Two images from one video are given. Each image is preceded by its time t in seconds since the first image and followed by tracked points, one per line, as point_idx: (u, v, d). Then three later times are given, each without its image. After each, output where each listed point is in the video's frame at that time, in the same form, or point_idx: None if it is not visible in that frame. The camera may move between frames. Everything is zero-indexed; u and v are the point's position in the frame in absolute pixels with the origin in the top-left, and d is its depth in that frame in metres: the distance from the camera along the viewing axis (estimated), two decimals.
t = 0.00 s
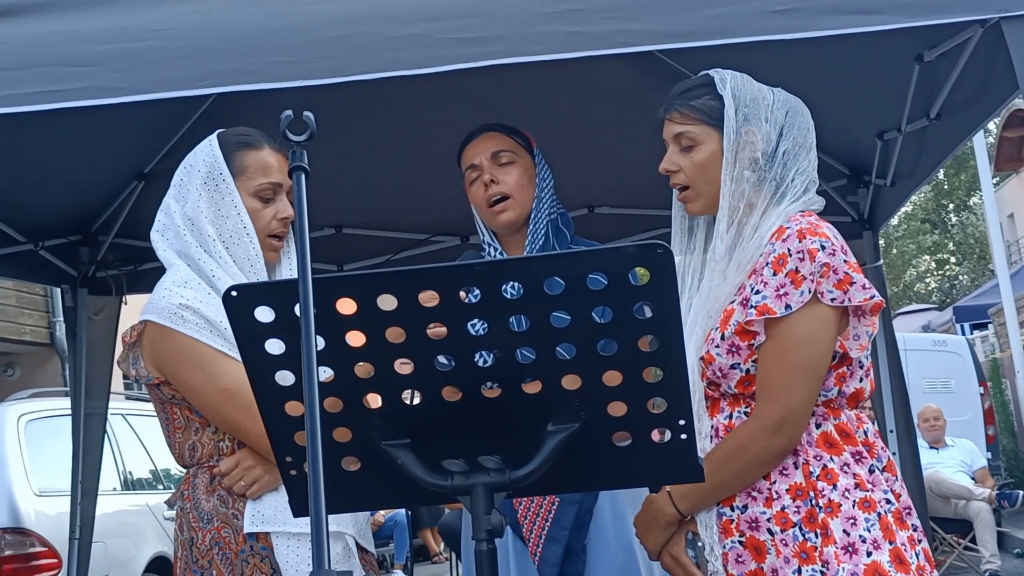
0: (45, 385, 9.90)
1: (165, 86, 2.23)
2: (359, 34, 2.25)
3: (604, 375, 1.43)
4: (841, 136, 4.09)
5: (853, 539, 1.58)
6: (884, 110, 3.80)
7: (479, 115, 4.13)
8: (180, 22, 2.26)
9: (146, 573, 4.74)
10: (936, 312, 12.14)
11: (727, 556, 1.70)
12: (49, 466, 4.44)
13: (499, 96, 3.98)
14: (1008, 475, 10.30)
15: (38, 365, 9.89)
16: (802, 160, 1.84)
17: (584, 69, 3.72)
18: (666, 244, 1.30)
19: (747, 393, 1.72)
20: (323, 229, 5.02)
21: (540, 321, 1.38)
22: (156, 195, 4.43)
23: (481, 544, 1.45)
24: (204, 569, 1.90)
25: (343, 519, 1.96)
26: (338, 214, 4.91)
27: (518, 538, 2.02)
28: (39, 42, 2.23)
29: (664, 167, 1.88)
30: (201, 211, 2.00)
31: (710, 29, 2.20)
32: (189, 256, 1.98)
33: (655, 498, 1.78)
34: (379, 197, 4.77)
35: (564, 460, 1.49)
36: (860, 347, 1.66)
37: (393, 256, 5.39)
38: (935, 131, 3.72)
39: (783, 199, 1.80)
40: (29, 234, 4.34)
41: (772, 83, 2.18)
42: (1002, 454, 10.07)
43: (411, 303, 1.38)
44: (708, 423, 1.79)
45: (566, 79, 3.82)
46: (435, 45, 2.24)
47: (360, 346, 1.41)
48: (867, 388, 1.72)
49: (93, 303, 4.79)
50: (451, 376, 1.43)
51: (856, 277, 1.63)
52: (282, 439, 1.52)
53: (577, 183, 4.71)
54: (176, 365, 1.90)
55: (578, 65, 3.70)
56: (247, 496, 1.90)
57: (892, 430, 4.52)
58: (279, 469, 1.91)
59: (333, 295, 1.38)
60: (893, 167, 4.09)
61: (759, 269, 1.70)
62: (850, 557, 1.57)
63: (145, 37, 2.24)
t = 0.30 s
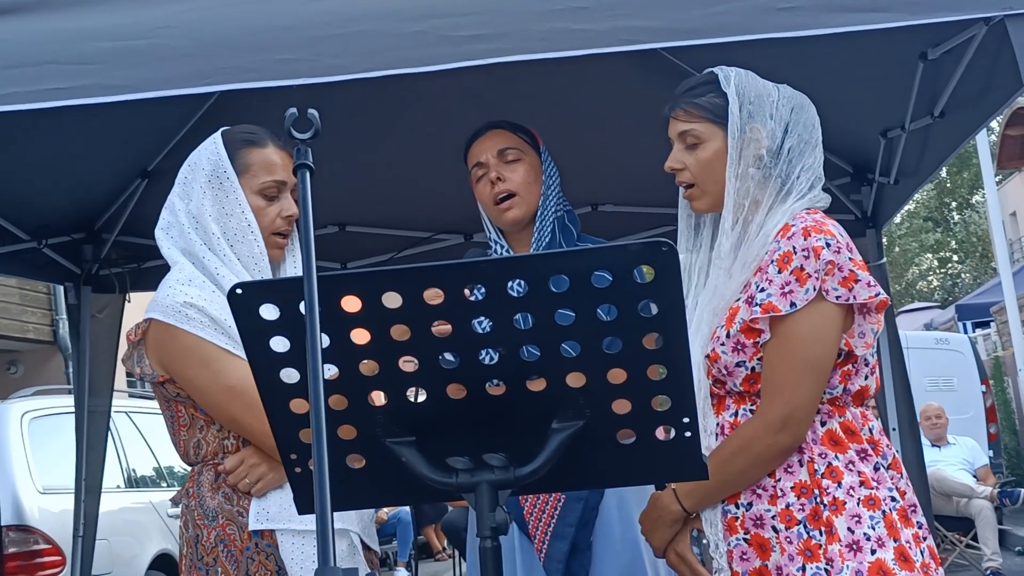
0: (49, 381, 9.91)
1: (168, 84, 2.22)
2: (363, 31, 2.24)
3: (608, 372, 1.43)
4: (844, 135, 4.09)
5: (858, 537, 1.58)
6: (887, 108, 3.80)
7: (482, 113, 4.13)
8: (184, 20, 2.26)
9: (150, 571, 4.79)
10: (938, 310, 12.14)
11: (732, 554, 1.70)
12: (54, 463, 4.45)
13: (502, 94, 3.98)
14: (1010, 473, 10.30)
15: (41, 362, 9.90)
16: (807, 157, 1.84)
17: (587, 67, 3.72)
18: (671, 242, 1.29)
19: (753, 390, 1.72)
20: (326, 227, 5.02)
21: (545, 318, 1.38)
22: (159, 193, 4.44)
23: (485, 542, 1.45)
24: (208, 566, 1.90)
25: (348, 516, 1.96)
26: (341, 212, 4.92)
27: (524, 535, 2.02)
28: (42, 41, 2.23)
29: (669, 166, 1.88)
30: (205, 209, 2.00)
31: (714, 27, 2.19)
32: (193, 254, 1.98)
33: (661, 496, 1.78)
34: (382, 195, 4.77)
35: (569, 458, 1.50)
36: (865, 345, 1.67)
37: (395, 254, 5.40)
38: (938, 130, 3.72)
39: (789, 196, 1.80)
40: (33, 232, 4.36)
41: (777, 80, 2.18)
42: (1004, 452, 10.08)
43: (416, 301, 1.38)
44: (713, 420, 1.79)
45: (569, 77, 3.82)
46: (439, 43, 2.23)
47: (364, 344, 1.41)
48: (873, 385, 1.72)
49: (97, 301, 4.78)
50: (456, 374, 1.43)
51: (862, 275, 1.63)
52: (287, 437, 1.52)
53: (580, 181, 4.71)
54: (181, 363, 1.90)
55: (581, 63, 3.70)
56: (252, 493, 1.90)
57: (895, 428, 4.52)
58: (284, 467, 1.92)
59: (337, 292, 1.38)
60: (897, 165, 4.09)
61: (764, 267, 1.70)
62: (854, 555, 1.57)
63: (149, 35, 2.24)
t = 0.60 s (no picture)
0: (52, 381, 9.92)
1: (171, 84, 2.23)
2: (365, 32, 2.24)
3: (609, 373, 1.43)
4: (848, 135, 4.08)
5: (860, 537, 1.58)
6: (891, 109, 3.79)
7: (485, 113, 4.13)
8: (186, 19, 2.25)
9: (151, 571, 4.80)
10: (941, 310, 12.12)
11: (733, 554, 1.70)
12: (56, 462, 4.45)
13: (505, 94, 3.98)
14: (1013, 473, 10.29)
15: (44, 362, 9.90)
16: (812, 157, 1.84)
17: (590, 67, 3.71)
18: (672, 242, 1.29)
19: (755, 391, 1.72)
20: (328, 227, 5.03)
21: (546, 319, 1.38)
22: (162, 192, 4.44)
23: (485, 542, 1.45)
24: (208, 566, 1.91)
25: (348, 516, 1.97)
26: (344, 212, 4.92)
27: (526, 534, 2.01)
28: (44, 41, 2.22)
29: (675, 164, 1.87)
30: (206, 210, 2.00)
31: (717, 27, 2.19)
32: (195, 254, 1.99)
33: (662, 496, 1.78)
34: (384, 195, 4.78)
35: (569, 458, 1.50)
36: (869, 345, 1.67)
37: (398, 254, 5.41)
38: (942, 130, 3.71)
39: (793, 196, 1.80)
40: (36, 232, 4.37)
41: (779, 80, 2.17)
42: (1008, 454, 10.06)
43: (417, 301, 1.38)
44: (716, 421, 1.78)
45: (571, 77, 3.81)
46: (441, 44, 2.23)
47: (365, 344, 1.41)
48: (876, 386, 1.72)
49: (99, 301, 4.78)
50: (456, 374, 1.43)
51: (865, 275, 1.63)
52: (286, 436, 1.52)
53: (582, 181, 4.71)
54: (181, 363, 1.90)
55: (584, 63, 3.70)
56: (252, 493, 1.91)
57: (897, 428, 4.50)
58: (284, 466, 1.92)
59: (338, 292, 1.38)
60: (900, 166, 4.08)
61: (767, 266, 1.70)
62: (857, 556, 1.57)
63: (150, 35, 2.24)
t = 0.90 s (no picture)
0: (55, 384, 9.95)
1: (173, 87, 2.23)
2: (367, 34, 2.25)
3: (610, 375, 1.43)
4: (850, 136, 4.07)
5: (866, 540, 1.57)
6: (894, 110, 3.78)
7: (487, 116, 4.13)
8: (188, 22, 2.25)
9: (156, 571, 4.84)
10: (944, 312, 12.11)
11: (737, 557, 1.69)
12: (59, 465, 4.46)
13: (507, 96, 3.98)
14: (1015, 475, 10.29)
15: (47, 365, 9.92)
16: (816, 158, 1.83)
17: (592, 69, 3.71)
18: (673, 244, 1.29)
19: (759, 393, 1.71)
20: (330, 230, 5.03)
21: (548, 321, 1.38)
22: (164, 195, 4.44)
23: (486, 544, 1.45)
24: (210, 569, 1.90)
25: (348, 519, 1.97)
26: (346, 215, 4.92)
27: (530, 536, 2.03)
28: (47, 44, 2.22)
29: (677, 165, 1.88)
30: (208, 213, 2.00)
31: (719, 29, 2.19)
32: (196, 257, 1.98)
33: (666, 498, 1.78)
34: (386, 198, 4.78)
35: (571, 461, 1.49)
36: (874, 348, 1.66)
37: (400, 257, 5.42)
38: (944, 131, 3.71)
39: (797, 197, 1.79)
40: (37, 235, 4.38)
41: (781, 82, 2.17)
42: (1011, 456, 10.05)
43: (418, 304, 1.38)
44: (720, 423, 1.78)
45: (573, 79, 3.81)
46: (443, 46, 2.23)
47: (366, 347, 1.41)
48: (880, 388, 1.72)
49: (101, 304, 4.80)
50: (457, 377, 1.42)
51: (870, 276, 1.62)
52: (288, 438, 1.52)
53: (584, 183, 4.71)
54: (183, 366, 1.90)
55: (585, 65, 3.70)
56: (253, 496, 1.90)
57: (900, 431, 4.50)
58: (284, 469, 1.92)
59: (339, 295, 1.38)
60: (903, 168, 4.07)
61: (772, 268, 1.69)
62: (862, 559, 1.57)
63: (151, 38, 2.24)
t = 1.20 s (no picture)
0: (56, 387, 9.95)
1: (174, 90, 2.23)
2: (368, 37, 2.25)
3: (611, 379, 1.43)
4: (851, 139, 4.07)
5: (868, 543, 1.57)
6: (894, 113, 3.78)
7: (487, 118, 4.13)
8: (190, 25, 2.26)
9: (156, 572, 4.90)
10: (943, 315, 12.11)
11: (740, 560, 1.69)
12: (59, 468, 4.48)
13: (508, 99, 3.98)
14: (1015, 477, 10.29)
15: (47, 368, 9.94)
16: (819, 159, 1.83)
17: (592, 71, 3.71)
18: (673, 247, 1.29)
19: (763, 395, 1.71)
20: (331, 233, 5.03)
21: (549, 323, 1.38)
22: (165, 198, 4.44)
23: (487, 547, 1.44)
24: (209, 571, 1.91)
25: (348, 522, 1.97)
26: (347, 217, 4.92)
27: (534, 538, 2.03)
28: (48, 46, 2.22)
29: (681, 168, 1.88)
30: (208, 215, 2.00)
31: (719, 32, 2.19)
32: (196, 260, 1.99)
33: (669, 500, 1.78)
34: (386, 200, 4.78)
35: (573, 463, 1.49)
36: (877, 350, 1.66)
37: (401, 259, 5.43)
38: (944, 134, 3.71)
39: (800, 199, 1.80)
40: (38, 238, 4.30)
41: (782, 85, 2.17)
42: (1012, 459, 10.05)
43: (419, 306, 1.38)
44: (723, 425, 1.78)
45: (573, 82, 3.81)
46: (443, 48, 2.23)
47: (366, 349, 1.41)
48: (884, 391, 1.72)
49: (102, 306, 4.73)
50: (458, 379, 1.42)
51: (873, 279, 1.63)
52: (289, 441, 1.52)
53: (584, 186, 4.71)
54: (182, 369, 1.90)
55: (585, 68, 3.70)
56: (252, 499, 1.90)
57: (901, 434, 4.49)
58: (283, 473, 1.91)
59: (340, 297, 1.38)
60: (903, 170, 4.08)
61: (775, 270, 1.69)
62: (864, 562, 1.57)
63: (152, 41, 2.24)
